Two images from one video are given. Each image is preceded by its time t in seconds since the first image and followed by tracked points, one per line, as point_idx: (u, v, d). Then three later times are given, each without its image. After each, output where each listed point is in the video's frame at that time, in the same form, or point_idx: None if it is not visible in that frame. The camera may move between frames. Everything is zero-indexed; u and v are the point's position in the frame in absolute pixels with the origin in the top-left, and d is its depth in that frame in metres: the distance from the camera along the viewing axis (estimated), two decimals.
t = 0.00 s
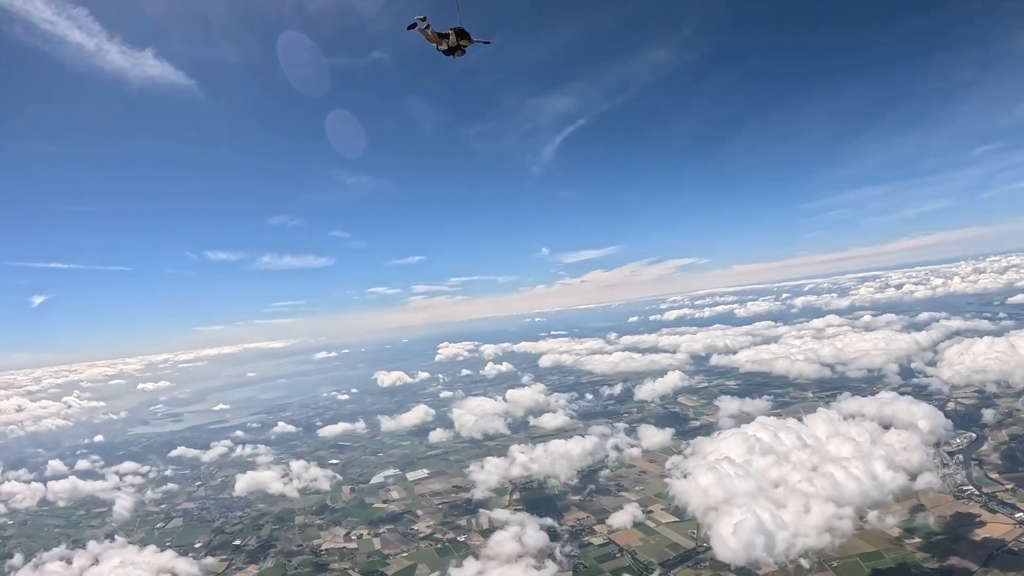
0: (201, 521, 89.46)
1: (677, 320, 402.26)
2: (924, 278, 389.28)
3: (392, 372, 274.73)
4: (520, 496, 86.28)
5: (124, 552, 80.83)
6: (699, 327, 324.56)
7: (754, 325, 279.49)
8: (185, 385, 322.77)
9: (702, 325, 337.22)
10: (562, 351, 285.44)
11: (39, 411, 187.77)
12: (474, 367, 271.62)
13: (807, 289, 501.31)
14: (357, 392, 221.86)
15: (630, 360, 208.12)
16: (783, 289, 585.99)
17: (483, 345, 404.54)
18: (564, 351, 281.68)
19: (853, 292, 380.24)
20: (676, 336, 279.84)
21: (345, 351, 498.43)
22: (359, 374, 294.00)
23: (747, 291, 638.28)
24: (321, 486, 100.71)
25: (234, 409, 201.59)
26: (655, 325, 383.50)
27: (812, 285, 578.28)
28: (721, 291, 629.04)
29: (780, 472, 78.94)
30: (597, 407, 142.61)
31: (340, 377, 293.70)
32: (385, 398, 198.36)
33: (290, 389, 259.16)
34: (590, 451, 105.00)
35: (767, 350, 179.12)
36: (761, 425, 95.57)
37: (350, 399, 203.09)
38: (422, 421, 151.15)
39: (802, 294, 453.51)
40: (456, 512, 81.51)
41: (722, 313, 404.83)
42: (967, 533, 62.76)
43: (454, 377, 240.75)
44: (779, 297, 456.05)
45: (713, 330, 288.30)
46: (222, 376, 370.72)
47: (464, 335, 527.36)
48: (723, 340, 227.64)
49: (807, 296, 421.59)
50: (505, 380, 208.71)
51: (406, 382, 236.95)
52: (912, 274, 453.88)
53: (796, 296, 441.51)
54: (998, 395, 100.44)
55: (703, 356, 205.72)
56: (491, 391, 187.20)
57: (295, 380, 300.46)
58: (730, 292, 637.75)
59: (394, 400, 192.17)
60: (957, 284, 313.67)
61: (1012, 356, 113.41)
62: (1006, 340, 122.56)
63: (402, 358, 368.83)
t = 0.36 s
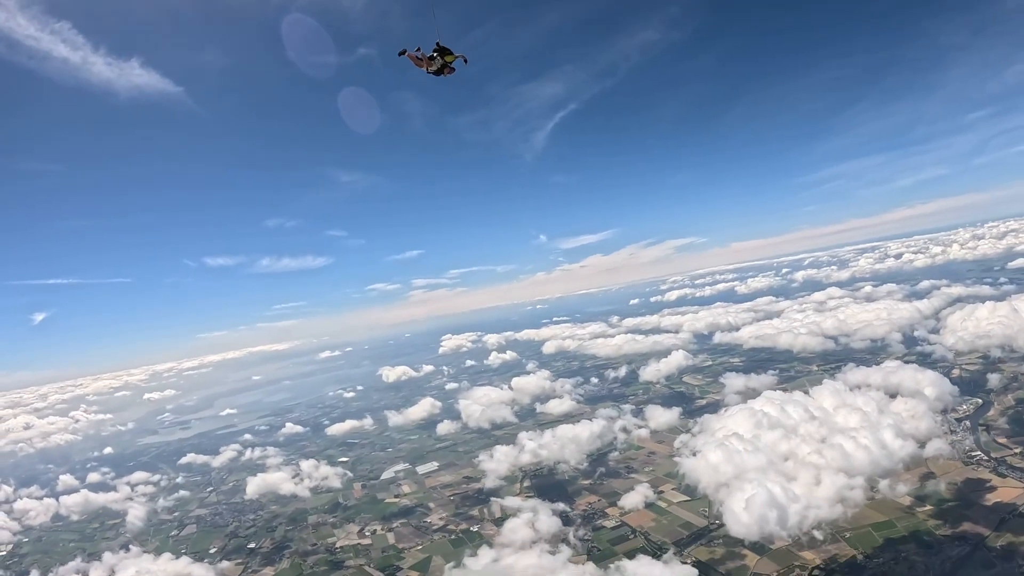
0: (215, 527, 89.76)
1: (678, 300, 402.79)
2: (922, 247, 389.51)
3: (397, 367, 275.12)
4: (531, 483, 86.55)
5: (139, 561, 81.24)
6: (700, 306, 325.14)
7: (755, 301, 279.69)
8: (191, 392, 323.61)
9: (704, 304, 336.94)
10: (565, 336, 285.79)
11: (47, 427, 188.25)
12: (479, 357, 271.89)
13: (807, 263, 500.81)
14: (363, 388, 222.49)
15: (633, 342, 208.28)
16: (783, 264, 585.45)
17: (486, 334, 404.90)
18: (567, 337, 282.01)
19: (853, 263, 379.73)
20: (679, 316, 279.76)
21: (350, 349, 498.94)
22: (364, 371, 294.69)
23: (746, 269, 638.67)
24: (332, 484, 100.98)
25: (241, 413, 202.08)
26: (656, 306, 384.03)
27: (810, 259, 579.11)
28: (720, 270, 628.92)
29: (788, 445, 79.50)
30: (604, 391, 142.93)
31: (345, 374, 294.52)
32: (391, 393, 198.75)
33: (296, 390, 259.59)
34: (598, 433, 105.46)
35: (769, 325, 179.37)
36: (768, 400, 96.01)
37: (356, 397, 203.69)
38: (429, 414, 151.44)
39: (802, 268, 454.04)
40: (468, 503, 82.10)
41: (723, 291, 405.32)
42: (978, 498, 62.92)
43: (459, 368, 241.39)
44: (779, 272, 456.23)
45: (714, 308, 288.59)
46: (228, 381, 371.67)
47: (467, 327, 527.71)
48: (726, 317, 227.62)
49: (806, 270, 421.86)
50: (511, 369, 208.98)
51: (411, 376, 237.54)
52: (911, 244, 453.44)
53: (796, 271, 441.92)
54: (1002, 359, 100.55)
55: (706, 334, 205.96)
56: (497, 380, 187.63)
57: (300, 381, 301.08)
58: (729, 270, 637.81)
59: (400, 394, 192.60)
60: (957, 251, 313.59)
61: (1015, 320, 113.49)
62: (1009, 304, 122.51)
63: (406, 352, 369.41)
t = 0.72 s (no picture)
0: (230, 518, 90.67)
1: (683, 278, 402.47)
2: (928, 219, 386.39)
3: (405, 353, 276.15)
4: (543, 464, 87.39)
5: (156, 554, 82.39)
6: (706, 283, 324.76)
7: (761, 277, 278.84)
8: (201, 387, 326.41)
9: (710, 281, 335.92)
10: (572, 317, 286.15)
11: (60, 427, 190.17)
12: (486, 341, 272.53)
13: (812, 239, 498.02)
14: (373, 376, 223.86)
15: (641, 321, 208.45)
16: (788, 240, 582.22)
17: (493, 318, 405.55)
18: (574, 317, 282.26)
19: (860, 237, 377.27)
20: (685, 294, 279.26)
21: (357, 338, 500.71)
22: (372, 359, 296.16)
23: (750, 247, 636.80)
24: (344, 472, 101.95)
25: (252, 405, 203.70)
26: (661, 285, 384.16)
27: (814, 235, 576.24)
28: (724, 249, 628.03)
29: (798, 420, 79.77)
30: (612, 370, 143.36)
31: (355, 362, 296.04)
32: (401, 379, 199.59)
33: (306, 380, 261.30)
34: (608, 413, 106.09)
35: (777, 301, 179.10)
36: (777, 374, 96.44)
37: (366, 384, 204.91)
38: (439, 398, 152.27)
39: (807, 244, 451.86)
40: (480, 486, 83.78)
41: (728, 268, 404.26)
42: (989, 470, 62.82)
43: (467, 352, 242.28)
44: (784, 248, 454.23)
45: (720, 285, 288.21)
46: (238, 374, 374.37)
47: (473, 311, 528.75)
48: (732, 294, 227.11)
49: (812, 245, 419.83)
50: (519, 351, 209.50)
51: (420, 362, 238.47)
52: (916, 217, 450.31)
53: (801, 246, 439.95)
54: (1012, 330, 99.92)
55: (714, 311, 205.91)
56: (506, 362, 188.39)
57: (310, 371, 302.88)
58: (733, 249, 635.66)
59: (409, 380, 193.56)
60: (964, 223, 310.73)
61: None
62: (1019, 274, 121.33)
63: (413, 339, 370.65)
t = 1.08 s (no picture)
0: (245, 509, 91.77)
1: (692, 263, 401.43)
2: (939, 202, 381.95)
3: (416, 342, 277.56)
4: (555, 451, 87.83)
5: (172, 546, 83.47)
6: (714, 268, 323.69)
7: (770, 262, 277.60)
8: (214, 380, 329.71)
9: (719, 265, 334.47)
10: (582, 304, 286.12)
11: (76, 422, 192.86)
12: (495, 329, 272.91)
13: (821, 222, 494.04)
14: (383, 365, 225.30)
15: (651, 306, 208.25)
16: (797, 224, 577.54)
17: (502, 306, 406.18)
18: (584, 303, 282.07)
19: (870, 220, 374.23)
20: (695, 279, 278.19)
21: (365, 329, 503.22)
22: (382, 348, 297.85)
23: (757, 232, 633.21)
24: (357, 461, 102.85)
25: (265, 396, 205.41)
26: (670, 270, 383.76)
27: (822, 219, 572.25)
28: (731, 235, 624.94)
29: (811, 402, 79.84)
30: (623, 356, 143.51)
31: (365, 352, 297.92)
32: (412, 368, 200.44)
33: (317, 370, 263.15)
34: (620, 398, 106.54)
35: (787, 284, 178.64)
36: (789, 357, 96.45)
37: (377, 373, 206.24)
38: (451, 387, 153.00)
39: (816, 227, 448.56)
40: (493, 472, 84.47)
41: (736, 253, 402.10)
42: (1003, 452, 62.56)
43: (477, 340, 243.38)
44: (792, 233, 451.63)
45: (729, 269, 287.08)
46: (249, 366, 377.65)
47: (481, 300, 530.08)
48: (742, 278, 226.31)
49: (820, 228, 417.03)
50: (529, 338, 209.84)
51: (431, 350, 239.70)
52: (926, 199, 445.49)
53: (809, 230, 436.98)
54: None
55: (724, 295, 205.57)
56: (516, 349, 189.07)
57: (320, 362, 304.93)
58: (740, 234, 632.58)
59: (421, 369, 194.38)
60: (975, 204, 306.90)
61: None
62: None
63: (422, 328, 371.77)
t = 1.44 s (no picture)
0: (257, 503, 92.48)
1: (700, 256, 400.31)
2: (950, 193, 378.18)
3: (426, 336, 278.70)
4: (566, 444, 88.03)
5: (183, 540, 84.38)
6: (723, 260, 322.60)
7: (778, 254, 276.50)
8: (225, 375, 332.69)
9: (729, 258, 333.58)
10: (591, 297, 286.14)
11: (89, 419, 195.05)
12: (505, 323, 273.51)
13: (831, 214, 490.98)
14: (394, 359, 226.34)
15: (662, 299, 208.10)
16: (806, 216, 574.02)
17: (510, 300, 406.57)
18: (593, 296, 282.22)
19: (880, 212, 371.82)
20: (705, 271, 277.26)
21: (374, 324, 505.24)
22: (391, 343, 299.14)
23: (765, 224, 629.76)
24: (368, 455, 103.61)
25: (276, 391, 206.84)
26: (678, 263, 383.15)
27: (830, 211, 568.36)
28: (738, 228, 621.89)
29: (822, 393, 79.83)
30: (634, 348, 143.66)
31: (374, 347, 299.25)
32: (423, 362, 201.26)
33: (328, 365, 264.72)
34: (631, 389, 106.92)
35: (797, 276, 178.24)
36: (800, 348, 96.67)
37: (387, 368, 207.15)
38: (462, 380, 153.82)
39: (825, 219, 445.57)
40: (504, 465, 84.85)
41: (745, 245, 400.38)
42: (1015, 445, 62.19)
43: (487, 334, 244.07)
44: (801, 225, 449.22)
45: (738, 261, 286.01)
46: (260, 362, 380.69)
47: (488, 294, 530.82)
48: (752, 271, 225.71)
49: (830, 220, 414.50)
50: (540, 331, 210.11)
51: (441, 344, 240.50)
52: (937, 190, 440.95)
53: (819, 222, 434.22)
54: None
55: (734, 287, 205.13)
56: (527, 343, 189.60)
57: (331, 357, 306.85)
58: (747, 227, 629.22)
59: (431, 362, 195.30)
60: (988, 195, 303.49)
61: None
62: None
63: (432, 322, 373.10)
